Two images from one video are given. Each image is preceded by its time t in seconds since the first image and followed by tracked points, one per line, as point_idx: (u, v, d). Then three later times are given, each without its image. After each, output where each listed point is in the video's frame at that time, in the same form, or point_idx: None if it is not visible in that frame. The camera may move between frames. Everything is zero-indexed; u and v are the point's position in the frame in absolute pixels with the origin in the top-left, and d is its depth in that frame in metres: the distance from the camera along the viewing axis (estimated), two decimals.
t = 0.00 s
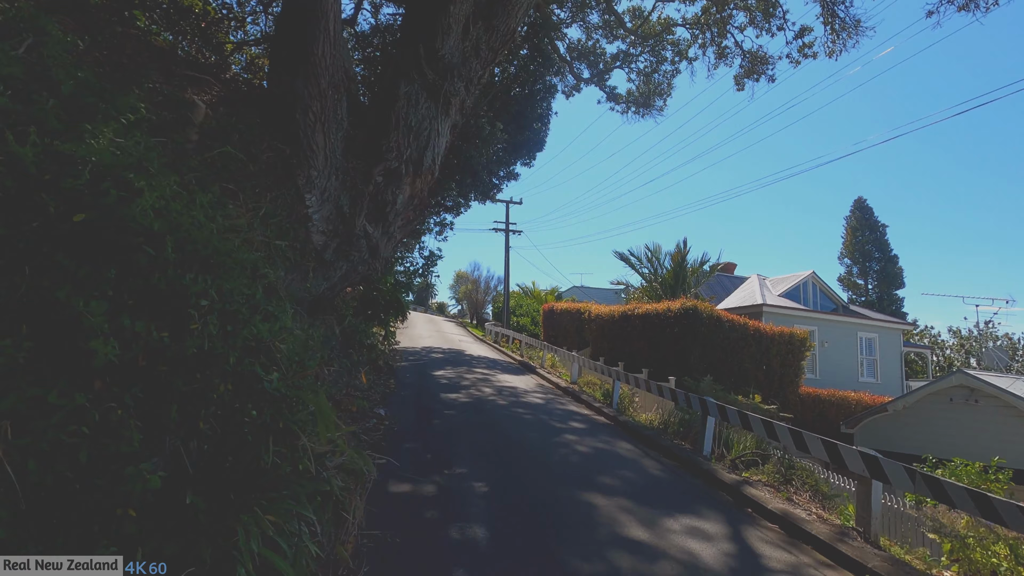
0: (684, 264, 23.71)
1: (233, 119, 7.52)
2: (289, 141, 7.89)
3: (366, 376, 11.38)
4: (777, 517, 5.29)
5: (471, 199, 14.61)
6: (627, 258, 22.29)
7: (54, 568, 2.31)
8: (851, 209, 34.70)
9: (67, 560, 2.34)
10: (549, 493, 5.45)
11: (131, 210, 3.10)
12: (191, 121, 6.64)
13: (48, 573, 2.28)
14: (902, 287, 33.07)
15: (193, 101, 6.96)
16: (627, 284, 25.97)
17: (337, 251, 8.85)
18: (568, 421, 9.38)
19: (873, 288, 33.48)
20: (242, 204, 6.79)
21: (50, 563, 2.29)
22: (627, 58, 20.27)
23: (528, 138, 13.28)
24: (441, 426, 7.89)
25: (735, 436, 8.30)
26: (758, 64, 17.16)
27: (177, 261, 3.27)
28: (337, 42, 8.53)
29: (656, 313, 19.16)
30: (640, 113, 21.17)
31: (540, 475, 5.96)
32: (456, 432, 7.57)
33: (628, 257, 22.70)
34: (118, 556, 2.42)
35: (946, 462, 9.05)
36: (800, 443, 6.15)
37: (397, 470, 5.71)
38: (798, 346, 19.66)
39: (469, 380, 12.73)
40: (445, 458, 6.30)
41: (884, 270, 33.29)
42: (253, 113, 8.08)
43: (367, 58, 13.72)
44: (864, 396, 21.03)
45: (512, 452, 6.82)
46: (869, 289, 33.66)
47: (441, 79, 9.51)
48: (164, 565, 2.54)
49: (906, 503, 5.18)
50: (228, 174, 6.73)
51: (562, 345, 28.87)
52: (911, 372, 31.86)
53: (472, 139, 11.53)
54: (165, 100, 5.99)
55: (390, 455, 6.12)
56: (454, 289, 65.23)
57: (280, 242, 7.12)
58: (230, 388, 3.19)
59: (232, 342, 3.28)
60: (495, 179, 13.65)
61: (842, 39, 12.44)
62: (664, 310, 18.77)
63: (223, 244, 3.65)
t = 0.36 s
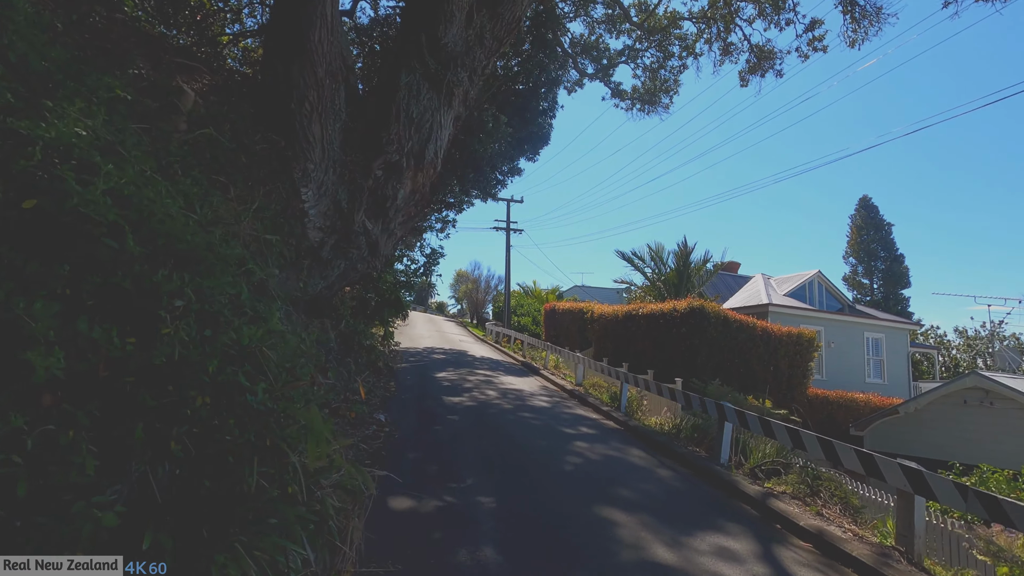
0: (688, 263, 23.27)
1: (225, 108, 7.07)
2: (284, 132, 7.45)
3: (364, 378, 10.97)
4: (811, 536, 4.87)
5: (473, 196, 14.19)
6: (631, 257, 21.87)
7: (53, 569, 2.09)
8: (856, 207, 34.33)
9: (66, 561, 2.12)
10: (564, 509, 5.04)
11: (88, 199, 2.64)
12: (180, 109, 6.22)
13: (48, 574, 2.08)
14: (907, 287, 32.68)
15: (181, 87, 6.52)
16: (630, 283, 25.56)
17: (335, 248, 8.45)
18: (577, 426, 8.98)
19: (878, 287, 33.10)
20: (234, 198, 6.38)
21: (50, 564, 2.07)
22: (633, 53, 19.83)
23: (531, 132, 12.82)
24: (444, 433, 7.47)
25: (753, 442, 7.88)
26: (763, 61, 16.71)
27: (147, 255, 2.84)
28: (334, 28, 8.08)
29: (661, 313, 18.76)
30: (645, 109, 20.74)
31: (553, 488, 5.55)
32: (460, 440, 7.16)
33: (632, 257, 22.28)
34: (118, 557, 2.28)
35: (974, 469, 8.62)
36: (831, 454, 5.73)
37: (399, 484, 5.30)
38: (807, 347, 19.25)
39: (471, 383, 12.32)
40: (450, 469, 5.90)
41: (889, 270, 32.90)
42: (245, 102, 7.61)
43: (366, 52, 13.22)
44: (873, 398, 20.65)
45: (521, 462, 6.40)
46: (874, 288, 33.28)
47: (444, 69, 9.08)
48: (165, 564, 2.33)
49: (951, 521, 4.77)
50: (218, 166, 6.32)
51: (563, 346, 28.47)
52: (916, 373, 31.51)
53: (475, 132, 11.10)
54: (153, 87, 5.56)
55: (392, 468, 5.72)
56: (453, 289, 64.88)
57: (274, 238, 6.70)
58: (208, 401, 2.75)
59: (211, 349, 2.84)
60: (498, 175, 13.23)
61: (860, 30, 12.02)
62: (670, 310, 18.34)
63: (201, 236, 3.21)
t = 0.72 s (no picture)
0: (694, 263, 22.78)
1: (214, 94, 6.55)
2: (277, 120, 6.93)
3: (363, 382, 10.47)
4: (861, 562, 4.40)
5: (475, 193, 13.68)
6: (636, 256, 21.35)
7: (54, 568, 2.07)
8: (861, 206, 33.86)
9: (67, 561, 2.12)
10: (583, 533, 4.57)
11: (16, 187, 2.19)
12: (162, 94, 5.73)
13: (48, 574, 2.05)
14: (914, 287, 32.22)
15: (164, 71, 6.01)
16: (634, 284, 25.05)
17: (333, 246, 7.95)
18: (588, 433, 8.47)
19: (884, 288, 32.64)
20: (222, 192, 5.90)
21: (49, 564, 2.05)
22: (638, 50, 19.27)
23: (537, 126, 12.30)
24: (448, 443, 6.99)
25: (778, 452, 7.40)
26: (774, 51, 16.21)
27: (91, 251, 2.43)
28: (331, 11, 7.56)
29: (668, 314, 18.26)
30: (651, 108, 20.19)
31: (570, 509, 5.08)
32: (465, 452, 6.67)
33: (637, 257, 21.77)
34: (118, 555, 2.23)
35: (1011, 479, 8.13)
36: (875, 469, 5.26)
37: (402, 505, 4.82)
38: (817, 348, 18.78)
39: (474, 387, 11.82)
40: (457, 486, 5.42)
41: (895, 270, 32.45)
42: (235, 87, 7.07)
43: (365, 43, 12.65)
44: (884, 400, 20.17)
45: (532, 477, 5.93)
46: (880, 289, 32.82)
47: (447, 56, 8.57)
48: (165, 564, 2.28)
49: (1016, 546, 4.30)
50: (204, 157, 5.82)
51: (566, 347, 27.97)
52: (923, 375, 31.05)
53: (478, 125, 10.58)
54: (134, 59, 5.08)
55: (394, 486, 5.24)
56: (453, 289, 64.36)
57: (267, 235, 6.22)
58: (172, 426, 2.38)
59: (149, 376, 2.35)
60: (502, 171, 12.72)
61: (881, 20, 11.47)
62: (677, 311, 17.84)
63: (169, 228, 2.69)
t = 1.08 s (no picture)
0: (694, 260, 22.41)
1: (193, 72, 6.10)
2: (262, 102, 6.48)
3: (356, 382, 10.07)
4: None
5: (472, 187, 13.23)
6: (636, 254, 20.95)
7: (54, 568, 2.30)
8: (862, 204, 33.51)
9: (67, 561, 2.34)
10: (589, 548, 4.20)
11: None
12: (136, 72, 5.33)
13: (48, 573, 2.28)
14: (915, 286, 31.90)
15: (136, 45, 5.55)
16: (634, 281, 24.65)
17: (323, 238, 7.54)
18: (591, 435, 8.08)
19: (886, 286, 32.33)
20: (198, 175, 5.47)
21: (49, 564, 2.29)
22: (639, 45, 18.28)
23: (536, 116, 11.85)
24: (444, 447, 6.59)
25: (791, 455, 7.02)
26: (779, 41, 15.82)
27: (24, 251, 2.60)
28: None
29: (669, 312, 17.88)
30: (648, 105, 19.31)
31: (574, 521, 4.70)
32: (462, 457, 6.28)
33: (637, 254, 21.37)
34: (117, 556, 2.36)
35: None
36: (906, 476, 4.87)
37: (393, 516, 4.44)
38: (820, 348, 18.44)
39: (472, 386, 11.42)
40: (452, 495, 5.04)
41: (896, 268, 32.14)
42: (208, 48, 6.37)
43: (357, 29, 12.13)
44: (888, 400, 19.86)
45: (532, 484, 5.56)
46: (881, 287, 32.54)
47: (443, 38, 8.12)
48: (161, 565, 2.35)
49: None
50: (183, 138, 5.38)
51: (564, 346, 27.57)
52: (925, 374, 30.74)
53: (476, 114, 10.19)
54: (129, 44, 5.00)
55: (384, 495, 4.85)
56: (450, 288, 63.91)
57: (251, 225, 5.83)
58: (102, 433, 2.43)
59: (65, 387, 2.37)
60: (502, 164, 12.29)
61: (891, 9, 11.08)
62: (679, 309, 17.46)
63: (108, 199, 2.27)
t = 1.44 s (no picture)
0: (696, 260, 21.95)
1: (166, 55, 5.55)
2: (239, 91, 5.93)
3: (344, 389, 9.56)
4: None
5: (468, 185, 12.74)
6: (637, 254, 20.46)
7: (53, 569, 2.23)
8: (864, 204, 33.09)
9: (66, 561, 2.27)
10: None
11: None
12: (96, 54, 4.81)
13: (48, 574, 2.21)
14: (917, 287, 31.54)
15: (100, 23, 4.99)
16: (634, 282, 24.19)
17: (307, 238, 7.04)
18: (593, 448, 7.59)
19: (887, 287, 31.96)
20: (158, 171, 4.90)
21: (49, 564, 2.21)
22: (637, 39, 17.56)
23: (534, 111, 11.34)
24: (436, 465, 6.10)
25: (809, 471, 6.56)
26: (784, 35, 15.35)
27: None
28: None
29: (671, 314, 17.42)
30: (646, 101, 18.70)
31: (581, 556, 4.23)
32: (455, 477, 5.79)
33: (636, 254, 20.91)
34: (118, 556, 2.37)
35: None
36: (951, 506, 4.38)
37: (376, 554, 3.96)
38: (825, 351, 17.99)
39: (467, 393, 10.92)
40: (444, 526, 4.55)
41: (898, 269, 31.76)
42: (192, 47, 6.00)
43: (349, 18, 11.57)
44: (893, 404, 19.46)
45: (533, 510, 5.08)
46: (882, 288, 32.19)
47: (439, 27, 7.61)
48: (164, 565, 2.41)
49: None
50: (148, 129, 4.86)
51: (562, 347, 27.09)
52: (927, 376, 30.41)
53: (473, 107, 9.71)
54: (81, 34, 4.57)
55: (368, 526, 4.38)
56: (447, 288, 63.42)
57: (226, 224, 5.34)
58: None
59: None
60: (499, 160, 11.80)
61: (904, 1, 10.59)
62: (681, 311, 16.98)
63: None
